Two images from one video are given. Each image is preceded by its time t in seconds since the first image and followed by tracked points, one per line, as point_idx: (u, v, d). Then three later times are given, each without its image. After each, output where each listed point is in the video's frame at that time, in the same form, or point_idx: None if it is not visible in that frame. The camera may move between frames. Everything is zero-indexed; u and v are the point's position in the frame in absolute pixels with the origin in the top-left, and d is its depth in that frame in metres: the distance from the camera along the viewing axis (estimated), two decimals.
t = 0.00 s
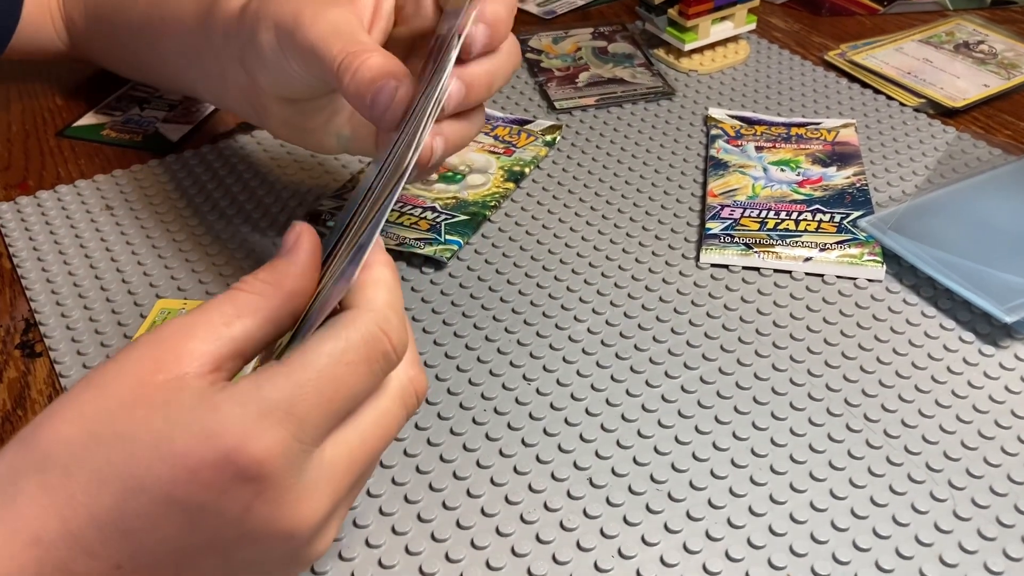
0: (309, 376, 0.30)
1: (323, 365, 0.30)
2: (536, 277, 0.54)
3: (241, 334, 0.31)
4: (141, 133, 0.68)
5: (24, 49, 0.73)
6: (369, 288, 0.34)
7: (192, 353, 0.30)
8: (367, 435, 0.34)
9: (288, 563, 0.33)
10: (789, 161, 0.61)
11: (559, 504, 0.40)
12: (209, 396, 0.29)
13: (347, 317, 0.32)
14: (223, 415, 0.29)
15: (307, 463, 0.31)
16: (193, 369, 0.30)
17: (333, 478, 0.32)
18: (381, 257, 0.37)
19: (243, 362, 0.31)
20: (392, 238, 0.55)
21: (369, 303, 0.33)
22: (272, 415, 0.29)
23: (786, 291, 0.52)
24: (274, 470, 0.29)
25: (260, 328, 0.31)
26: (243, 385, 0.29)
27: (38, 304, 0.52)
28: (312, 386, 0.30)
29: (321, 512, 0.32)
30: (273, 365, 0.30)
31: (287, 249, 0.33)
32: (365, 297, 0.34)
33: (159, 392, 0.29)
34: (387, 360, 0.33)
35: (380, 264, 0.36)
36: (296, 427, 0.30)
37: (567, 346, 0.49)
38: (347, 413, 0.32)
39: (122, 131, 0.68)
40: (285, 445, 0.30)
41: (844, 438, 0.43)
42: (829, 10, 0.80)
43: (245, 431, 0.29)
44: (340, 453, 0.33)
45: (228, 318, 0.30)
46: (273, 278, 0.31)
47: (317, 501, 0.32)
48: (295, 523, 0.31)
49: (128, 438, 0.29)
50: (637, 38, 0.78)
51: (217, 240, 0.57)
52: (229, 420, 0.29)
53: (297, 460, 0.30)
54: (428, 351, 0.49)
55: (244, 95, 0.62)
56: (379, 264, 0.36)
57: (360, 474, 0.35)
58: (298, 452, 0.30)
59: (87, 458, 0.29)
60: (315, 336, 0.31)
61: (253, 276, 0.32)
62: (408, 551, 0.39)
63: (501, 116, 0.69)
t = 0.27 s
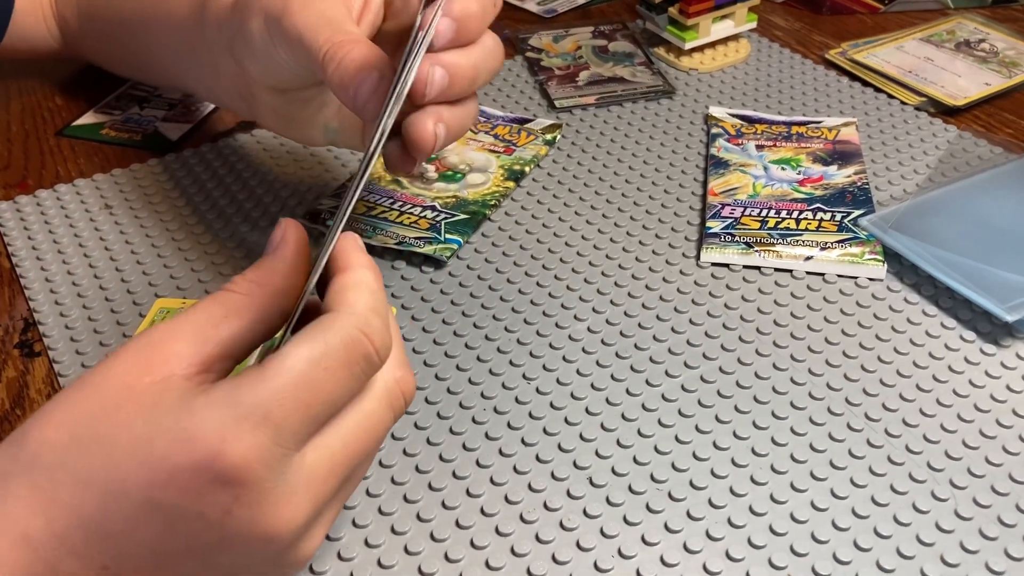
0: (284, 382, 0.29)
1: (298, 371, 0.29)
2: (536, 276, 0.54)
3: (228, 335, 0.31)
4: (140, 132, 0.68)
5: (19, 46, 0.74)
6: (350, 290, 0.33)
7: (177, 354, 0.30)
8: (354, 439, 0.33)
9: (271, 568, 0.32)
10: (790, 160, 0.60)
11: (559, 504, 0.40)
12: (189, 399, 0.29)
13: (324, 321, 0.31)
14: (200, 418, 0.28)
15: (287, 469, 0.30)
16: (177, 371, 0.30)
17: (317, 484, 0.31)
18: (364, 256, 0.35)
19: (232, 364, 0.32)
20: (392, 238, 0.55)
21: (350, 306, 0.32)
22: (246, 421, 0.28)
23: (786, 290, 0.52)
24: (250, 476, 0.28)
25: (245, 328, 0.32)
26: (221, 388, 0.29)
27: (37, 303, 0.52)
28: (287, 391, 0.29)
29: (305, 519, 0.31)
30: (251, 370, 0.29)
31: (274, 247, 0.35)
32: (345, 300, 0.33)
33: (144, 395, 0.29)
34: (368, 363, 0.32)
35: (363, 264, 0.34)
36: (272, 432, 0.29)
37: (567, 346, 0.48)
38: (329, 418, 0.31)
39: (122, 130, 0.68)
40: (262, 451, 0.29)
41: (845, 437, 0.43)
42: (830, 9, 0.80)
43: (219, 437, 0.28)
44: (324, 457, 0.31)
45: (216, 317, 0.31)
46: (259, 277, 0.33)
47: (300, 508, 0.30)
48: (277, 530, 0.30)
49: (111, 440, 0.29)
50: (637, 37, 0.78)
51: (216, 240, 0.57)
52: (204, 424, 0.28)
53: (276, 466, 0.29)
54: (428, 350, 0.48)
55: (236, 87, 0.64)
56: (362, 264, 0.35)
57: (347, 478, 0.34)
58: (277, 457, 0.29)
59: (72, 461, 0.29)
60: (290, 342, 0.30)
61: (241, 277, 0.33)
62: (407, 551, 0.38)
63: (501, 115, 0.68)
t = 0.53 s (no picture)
0: (254, 386, 0.27)
1: (270, 374, 0.28)
2: (534, 274, 0.53)
3: (204, 333, 0.31)
4: (137, 130, 0.67)
5: (12, 39, 0.75)
6: (327, 288, 0.31)
7: (150, 354, 0.30)
8: (333, 440, 0.31)
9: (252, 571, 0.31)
10: (789, 158, 0.60)
11: (556, 503, 0.40)
12: (158, 402, 0.28)
13: (299, 321, 0.29)
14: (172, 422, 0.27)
15: (260, 475, 0.28)
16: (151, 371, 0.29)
17: (292, 489, 0.30)
18: (342, 251, 0.33)
19: (207, 362, 0.31)
20: (389, 236, 0.55)
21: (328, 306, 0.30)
22: (216, 427, 0.27)
23: (785, 288, 0.51)
24: (221, 484, 0.27)
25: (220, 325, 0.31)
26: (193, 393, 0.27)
27: (33, 302, 0.52)
28: (258, 396, 0.27)
29: (280, 525, 0.30)
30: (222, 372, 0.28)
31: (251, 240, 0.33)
32: (321, 299, 0.31)
33: (114, 397, 0.29)
34: (347, 364, 0.30)
35: (340, 261, 0.33)
36: (244, 438, 0.27)
37: (564, 345, 0.48)
38: (304, 421, 0.29)
39: (118, 129, 0.68)
40: (233, 458, 0.27)
41: (844, 436, 0.43)
42: (829, 6, 0.80)
43: (189, 442, 0.27)
44: (300, 461, 0.30)
45: (189, 316, 0.31)
46: (234, 273, 0.32)
47: (275, 514, 0.29)
48: (250, 538, 0.29)
49: (82, 443, 0.28)
50: (636, 34, 0.78)
51: (213, 238, 0.57)
52: (175, 429, 0.27)
53: (248, 472, 0.28)
54: (425, 349, 0.48)
55: (223, 74, 0.66)
56: (339, 261, 0.33)
57: (327, 480, 0.32)
58: (249, 463, 0.28)
59: (45, 465, 0.29)
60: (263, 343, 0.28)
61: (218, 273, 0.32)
62: (403, 550, 0.38)
63: (499, 113, 0.68)
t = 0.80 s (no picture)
0: (242, 390, 0.27)
1: (257, 378, 0.28)
2: (532, 273, 0.53)
3: (197, 335, 0.30)
4: (135, 129, 0.67)
5: (4, 36, 0.74)
6: (318, 290, 0.31)
7: (141, 357, 0.30)
8: (325, 444, 0.31)
9: None
10: (788, 157, 0.60)
11: (554, 503, 0.40)
12: (147, 407, 0.28)
13: (288, 324, 0.29)
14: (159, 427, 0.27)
15: (249, 479, 0.28)
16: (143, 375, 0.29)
17: (281, 494, 0.30)
18: (334, 254, 0.33)
19: (200, 365, 0.31)
20: (387, 235, 0.55)
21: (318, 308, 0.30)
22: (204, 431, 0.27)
23: (784, 287, 0.51)
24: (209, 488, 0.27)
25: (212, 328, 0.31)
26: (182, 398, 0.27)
27: (29, 301, 0.51)
28: (245, 400, 0.27)
29: (270, 531, 0.29)
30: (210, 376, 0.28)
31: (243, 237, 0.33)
32: (311, 301, 0.31)
33: (103, 401, 0.29)
34: (338, 368, 0.30)
35: (332, 263, 0.33)
36: (231, 443, 0.27)
37: (563, 344, 0.48)
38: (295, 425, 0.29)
39: (116, 128, 0.67)
40: (220, 462, 0.27)
41: (843, 435, 0.42)
42: (829, 5, 0.80)
43: (176, 447, 0.27)
44: (290, 467, 0.30)
45: (181, 318, 0.31)
46: (228, 274, 0.31)
47: (264, 520, 0.29)
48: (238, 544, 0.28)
49: (71, 450, 0.28)
50: (635, 33, 0.78)
51: (210, 237, 0.57)
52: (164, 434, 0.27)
53: (236, 477, 0.28)
54: (422, 349, 0.48)
55: (218, 69, 0.66)
56: (331, 262, 0.33)
57: (319, 485, 0.32)
58: (237, 467, 0.28)
59: (33, 469, 0.29)
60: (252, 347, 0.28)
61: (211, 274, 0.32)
62: (400, 550, 0.38)
63: (498, 112, 0.68)
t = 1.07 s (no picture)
0: (233, 410, 0.27)
1: (248, 397, 0.27)
2: (532, 275, 0.53)
3: (192, 345, 0.30)
4: (134, 130, 0.67)
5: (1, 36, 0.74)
6: (314, 306, 0.31)
7: (135, 368, 0.30)
8: (319, 463, 0.31)
9: None
10: (788, 158, 0.60)
11: (553, 506, 0.40)
12: (138, 425, 0.28)
13: (282, 344, 0.29)
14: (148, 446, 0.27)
15: (240, 500, 0.28)
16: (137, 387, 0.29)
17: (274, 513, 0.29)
18: (333, 269, 0.33)
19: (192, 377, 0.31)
20: (386, 237, 0.55)
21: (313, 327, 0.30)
22: (193, 450, 0.27)
23: (785, 288, 0.51)
24: (198, 509, 0.27)
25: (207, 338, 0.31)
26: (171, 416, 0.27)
27: (28, 303, 0.51)
28: (236, 420, 0.27)
29: (261, 553, 0.29)
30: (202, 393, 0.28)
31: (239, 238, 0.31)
32: (308, 318, 0.31)
33: (96, 414, 0.29)
34: (333, 389, 0.30)
35: (329, 279, 0.32)
36: (222, 462, 0.27)
37: (562, 346, 0.48)
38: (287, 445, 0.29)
39: (115, 129, 0.67)
40: (209, 481, 0.27)
41: (843, 438, 0.42)
42: (829, 5, 0.80)
43: (165, 465, 0.26)
44: (283, 487, 0.30)
45: (175, 329, 0.30)
46: (223, 281, 0.30)
47: (256, 539, 0.29)
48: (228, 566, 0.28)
49: (62, 466, 0.28)
50: (635, 33, 0.78)
51: (209, 239, 0.57)
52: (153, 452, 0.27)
53: (226, 497, 0.27)
54: (422, 351, 0.48)
55: (217, 66, 0.67)
56: (329, 279, 0.33)
57: (314, 504, 0.32)
58: (227, 487, 0.27)
59: (23, 482, 0.28)
60: (244, 366, 0.28)
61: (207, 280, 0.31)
62: (399, 553, 0.38)
63: (497, 113, 0.68)
